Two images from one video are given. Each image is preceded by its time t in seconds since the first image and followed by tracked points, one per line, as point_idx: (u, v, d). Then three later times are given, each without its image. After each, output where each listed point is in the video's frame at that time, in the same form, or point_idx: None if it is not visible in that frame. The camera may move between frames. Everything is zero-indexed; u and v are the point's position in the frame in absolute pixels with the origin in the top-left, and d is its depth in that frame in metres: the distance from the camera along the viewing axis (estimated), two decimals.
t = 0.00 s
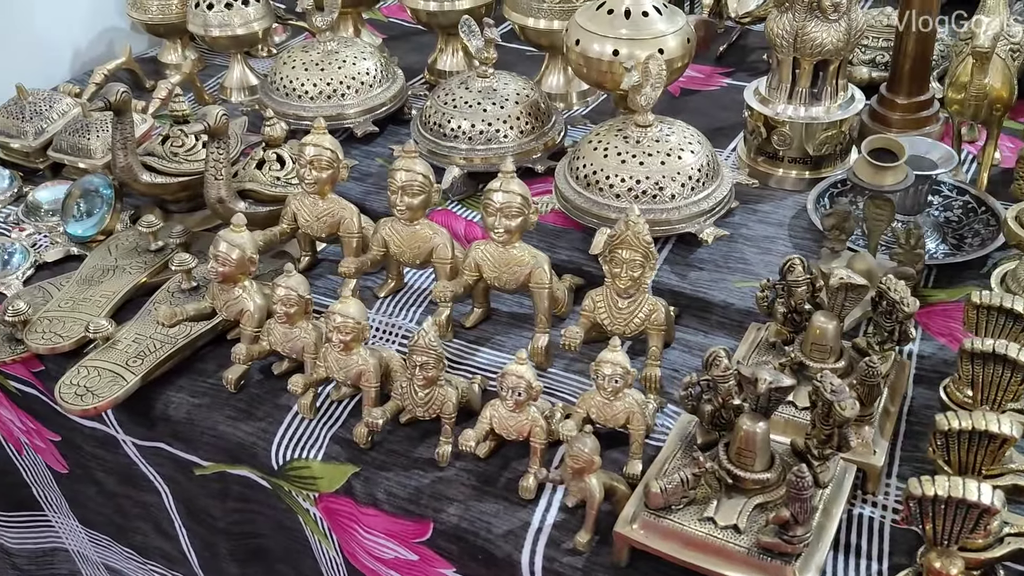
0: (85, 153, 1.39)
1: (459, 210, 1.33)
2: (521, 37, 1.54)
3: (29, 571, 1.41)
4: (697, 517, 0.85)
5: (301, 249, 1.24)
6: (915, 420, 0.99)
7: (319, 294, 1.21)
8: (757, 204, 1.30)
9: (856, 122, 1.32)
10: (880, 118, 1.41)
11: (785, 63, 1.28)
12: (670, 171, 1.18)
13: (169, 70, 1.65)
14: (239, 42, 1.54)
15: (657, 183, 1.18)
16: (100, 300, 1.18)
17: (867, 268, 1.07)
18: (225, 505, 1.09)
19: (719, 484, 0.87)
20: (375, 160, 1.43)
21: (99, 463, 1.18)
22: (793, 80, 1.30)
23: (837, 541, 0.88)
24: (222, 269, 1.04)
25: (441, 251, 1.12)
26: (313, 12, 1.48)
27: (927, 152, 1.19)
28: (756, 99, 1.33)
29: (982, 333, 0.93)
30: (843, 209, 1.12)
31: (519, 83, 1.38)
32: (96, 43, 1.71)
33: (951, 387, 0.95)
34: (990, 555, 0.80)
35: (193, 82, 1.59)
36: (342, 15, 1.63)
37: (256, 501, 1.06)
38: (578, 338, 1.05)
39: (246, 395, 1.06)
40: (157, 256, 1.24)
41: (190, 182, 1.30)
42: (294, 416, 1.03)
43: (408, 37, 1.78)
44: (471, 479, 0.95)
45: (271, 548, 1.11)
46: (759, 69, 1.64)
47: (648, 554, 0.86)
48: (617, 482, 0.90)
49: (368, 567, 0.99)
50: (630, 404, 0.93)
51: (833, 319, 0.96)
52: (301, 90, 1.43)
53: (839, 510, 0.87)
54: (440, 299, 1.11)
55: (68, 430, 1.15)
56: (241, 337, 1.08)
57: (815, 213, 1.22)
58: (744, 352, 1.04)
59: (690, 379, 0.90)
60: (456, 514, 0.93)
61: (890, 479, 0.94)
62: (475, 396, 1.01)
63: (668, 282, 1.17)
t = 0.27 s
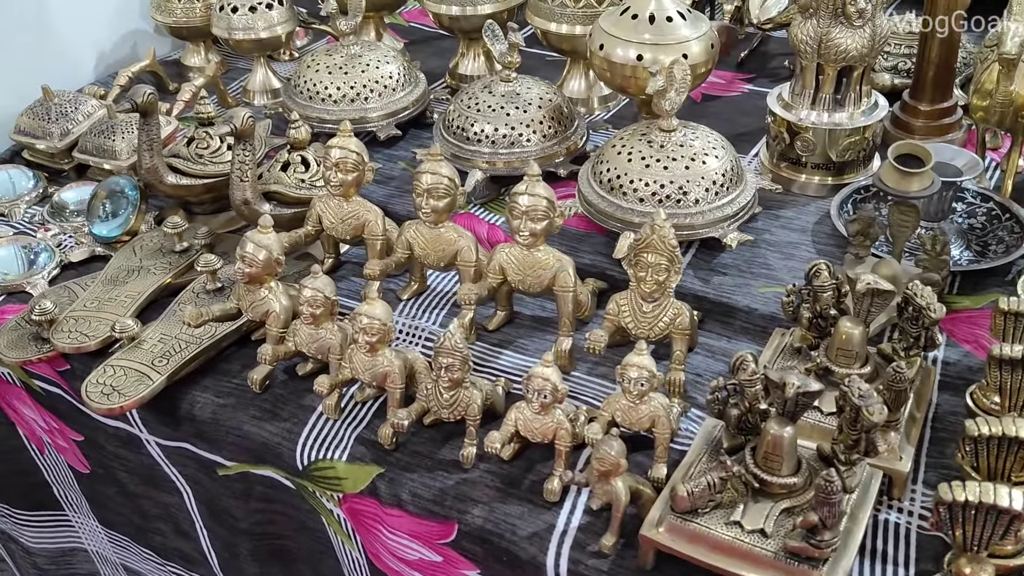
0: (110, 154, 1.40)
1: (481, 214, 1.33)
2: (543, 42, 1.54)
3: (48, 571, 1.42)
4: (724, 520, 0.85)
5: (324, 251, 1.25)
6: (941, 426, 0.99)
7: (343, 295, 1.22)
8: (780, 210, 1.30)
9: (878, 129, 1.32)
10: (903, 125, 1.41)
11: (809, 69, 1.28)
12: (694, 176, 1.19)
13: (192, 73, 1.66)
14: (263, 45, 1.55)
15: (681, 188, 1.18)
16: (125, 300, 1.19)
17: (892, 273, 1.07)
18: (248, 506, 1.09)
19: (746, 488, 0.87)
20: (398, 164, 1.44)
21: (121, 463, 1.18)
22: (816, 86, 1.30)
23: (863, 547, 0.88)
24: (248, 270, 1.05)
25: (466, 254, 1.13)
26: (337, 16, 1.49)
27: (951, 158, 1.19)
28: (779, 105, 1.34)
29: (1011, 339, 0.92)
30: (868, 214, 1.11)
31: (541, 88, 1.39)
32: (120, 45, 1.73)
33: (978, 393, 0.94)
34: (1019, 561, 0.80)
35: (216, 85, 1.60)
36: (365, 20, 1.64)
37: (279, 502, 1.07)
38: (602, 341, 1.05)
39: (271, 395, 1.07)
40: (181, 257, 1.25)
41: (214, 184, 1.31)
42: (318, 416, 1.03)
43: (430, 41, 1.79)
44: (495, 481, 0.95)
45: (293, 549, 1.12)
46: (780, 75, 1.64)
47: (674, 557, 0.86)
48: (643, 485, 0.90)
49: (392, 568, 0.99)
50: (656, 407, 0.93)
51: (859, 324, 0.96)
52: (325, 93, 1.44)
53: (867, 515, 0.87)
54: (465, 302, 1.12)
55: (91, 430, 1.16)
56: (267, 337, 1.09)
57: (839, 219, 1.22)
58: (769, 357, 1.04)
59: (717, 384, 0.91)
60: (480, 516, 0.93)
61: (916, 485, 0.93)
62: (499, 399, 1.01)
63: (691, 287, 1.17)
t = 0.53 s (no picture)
0: (129, 163, 1.40)
1: (500, 224, 1.33)
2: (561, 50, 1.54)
3: None
4: (748, 537, 0.85)
5: (343, 261, 1.25)
6: (964, 441, 0.98)
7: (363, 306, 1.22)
8: (800, 220, 1.29)
9: (899, 138, 1.31)
10: (923, 134, 1.40)
11: (829, 79, 1.28)
12: (714, 187, 1.18)
13: (210, 81, 1.67)
14: (280, 54, 1.56)
15: (701, 199, 1.18)
16: (145, 310, 1.19)
17: (915, 285, 1.06)
18: (267, 518, 1.09)
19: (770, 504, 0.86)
20: (416, 173, 1.44)
21: (139, 474, 1.18)
22: (836, 96, 1.29)
23: (888, 564, 0.87)
24: (269, 281, 1.05)
25: (485, 266, 1.12)
26: (355, 25, 1.49)
27: (973, 169, 1.18)
28: (799, 114, 1.33)
29: None
30: (890, 226, 1.10)
31: (560, 97, 1.38)
32: (138, 54, 1.73)
33: (1003, 408, 0.95)
34: None
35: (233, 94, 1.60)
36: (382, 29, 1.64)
37: (299, 514, 1.07)
38: (624, 354, 1.05)
39: (291, 407, 1.07)
40: (201, 267, 1.25)
41: (233, 195, 1.31)
42: (338, 428, 1.03)
43: (446, 49, 1.80)
44: (517, 495, 0.95)
45: (312, 562, 1.12)
46: (798, 83, 1.64)
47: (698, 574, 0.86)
48: (666, 500, 0.89)
49: None
50: (678, 421, 0.93)
51: (883, 337, 0.95)
52: (343, 102, 1.44)
53: (892, 532, 0.86)
54: (485, 313, 1.11)
55: (110, 441, 1.16)
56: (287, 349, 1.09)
57: (861, 230, 1.21)
58: (791, 370, 1.03)
59: (740, 398, 0.90)
60: (502, 531, 0.92)
61: (940, 501, 0.92)
62: (520, 412, 1.01)
63: (712, 298, 1.17)
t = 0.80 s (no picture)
0: (154, 175, 1.41)
1: (523, 235, 1.34)
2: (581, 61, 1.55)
3: None
4: (779, 549, 0.85)
5: (368, 273, 1.26)
6: (992, 452, 0.98)
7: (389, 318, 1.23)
8: (822, 230, 1.29)
9: (921, 148, 1.31)
10: (944, 143, 1.41)
11: (851, 89, 1.28)
12: (738, 198, 1.19)
13: (232, 93, 1.68)
14: (303, 66, 1.57)
15: (725, 210, 1.18)
16: (173, 322, 1.20)
17: (940, 296, 1.06)
18: (295, 528, 1.10)
19: (800, 516, 0.86)
20: (438, 185, 1.45)
21: (166, 485, 1.19)
22: (858, 106, 1.29)
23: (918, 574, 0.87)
24: (298, 294, 1.05)
25: (511, 277, 1.13)
26: (377, 37, 1.50)
27: (996, 179, 1.18)
28: (821, 125, 1.33)
29: None
30: (915, 236, 1.10)
31: (582, 108, 1.39)
32: (159, 66, 1.75)
33: None
34: None
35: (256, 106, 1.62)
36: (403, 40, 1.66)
37: (327, 525, 1.08)
38: (651, 365, 1.06)
39: (320, 418, 1.07)
40: (227, 279, 1.26)
41: (259, 208, 1.32)
42: (367, 439, 1.04)
43: (466, 60, 1.81)
44: (545, 506, 0.95)
45: (340, 572, 1.12)
46: (818, 92, 1.64)
47: None
48: (695, 512, 0.90)
49: None
50: (707, 433, 0.93)
51: (909, 349, 0.96)
52: (366, 114, 1.46)
53: (922, 542, 0.86)
54: (511, 324, 1.12)
55: (138, 452, 1.17)
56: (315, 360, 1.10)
57: (884, 241, 1.22)
58: (818, 381, 1.04)
59: (769, 410, 0.90)
60: (532, 542, 0.93)
61: (969, 512, 0.92)
62: (547, 423, 1.01)
63: (737, 309, 1.17)
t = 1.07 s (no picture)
0: (175, 197, 1.43)
1: (543, 254, 1.35)
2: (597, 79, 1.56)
3: None
4: (804, 572, 0.86)
5: (389, 293, 1.28)
6: (1015, 472, 0.99)
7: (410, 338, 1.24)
8: (841, 248, 1.30)
9: (939, 165, 1.32)
10: (961, 159, 1.41)
11: (868, 107, 1.29)
12: (758, 218, 1.19)
13: (251, 113, 1.70)
14: (321, 86, 1.59)
15: (745, 230, 1.19)
16: (198, 344, 1.21)
17: (961, 316, 1.07)
18: (319, 550, 1.11)
19: (825, 539, 0.86)
20: (457, 204, 1.46)
21: (190, 507, 1.20)
22: (876, 124, 1.30)
23: None
24: (322, 317, 1.06)
25: (532, 298, 1.14)
26: (396, 58, 1.51)
27: (1016, 196, 1.18)
28: (838, 142, 1.34)
29: None
30: (935, 256, 1.11)
31: (599, 128, 1.40)
32: (179, 87, 1.76)
33: None
34: None
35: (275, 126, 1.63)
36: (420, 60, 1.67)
37: (352, 547, 1.08)
38: (674, 387, 1.07)
39: (344, 440, 1.08)
40: (250, 301, 1.28)
41: (281, 229, 1.34)
42: (391, 462, 1.05)
43: (481, 77, 1.83)
44: (570, 529, 0.96)
45: None
46: (834, 108, 1.65)
47: None
48: (721, 535, 0.90)
49: None
50: (731, 456, 0.93)
51: (932, 370, 0.96)
52: (385, 134, 1.47)
53: (947, 565, 0.87)
54: (534, 346, 1.12)
55: (162, 474, 1.18)
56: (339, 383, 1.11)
57: (903, 259, 1.22)
58: (840, 402, 1.04)
59: (794, 434, 0.90)
60: (557, 565, 0.94)
61: (994, 533, 0.93)
62: (571, 445, 1.02)
63: (758, 328, 1.17)
